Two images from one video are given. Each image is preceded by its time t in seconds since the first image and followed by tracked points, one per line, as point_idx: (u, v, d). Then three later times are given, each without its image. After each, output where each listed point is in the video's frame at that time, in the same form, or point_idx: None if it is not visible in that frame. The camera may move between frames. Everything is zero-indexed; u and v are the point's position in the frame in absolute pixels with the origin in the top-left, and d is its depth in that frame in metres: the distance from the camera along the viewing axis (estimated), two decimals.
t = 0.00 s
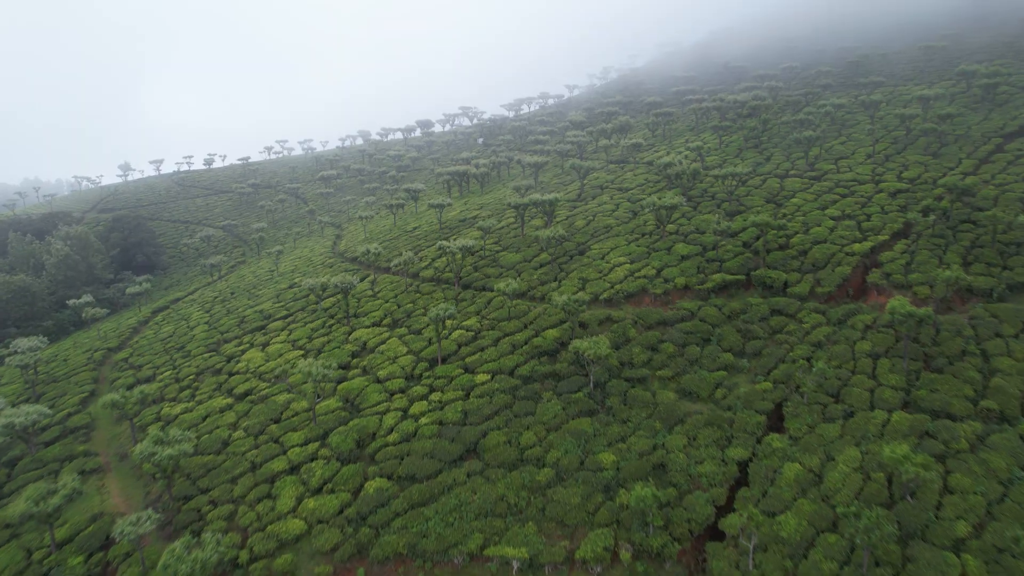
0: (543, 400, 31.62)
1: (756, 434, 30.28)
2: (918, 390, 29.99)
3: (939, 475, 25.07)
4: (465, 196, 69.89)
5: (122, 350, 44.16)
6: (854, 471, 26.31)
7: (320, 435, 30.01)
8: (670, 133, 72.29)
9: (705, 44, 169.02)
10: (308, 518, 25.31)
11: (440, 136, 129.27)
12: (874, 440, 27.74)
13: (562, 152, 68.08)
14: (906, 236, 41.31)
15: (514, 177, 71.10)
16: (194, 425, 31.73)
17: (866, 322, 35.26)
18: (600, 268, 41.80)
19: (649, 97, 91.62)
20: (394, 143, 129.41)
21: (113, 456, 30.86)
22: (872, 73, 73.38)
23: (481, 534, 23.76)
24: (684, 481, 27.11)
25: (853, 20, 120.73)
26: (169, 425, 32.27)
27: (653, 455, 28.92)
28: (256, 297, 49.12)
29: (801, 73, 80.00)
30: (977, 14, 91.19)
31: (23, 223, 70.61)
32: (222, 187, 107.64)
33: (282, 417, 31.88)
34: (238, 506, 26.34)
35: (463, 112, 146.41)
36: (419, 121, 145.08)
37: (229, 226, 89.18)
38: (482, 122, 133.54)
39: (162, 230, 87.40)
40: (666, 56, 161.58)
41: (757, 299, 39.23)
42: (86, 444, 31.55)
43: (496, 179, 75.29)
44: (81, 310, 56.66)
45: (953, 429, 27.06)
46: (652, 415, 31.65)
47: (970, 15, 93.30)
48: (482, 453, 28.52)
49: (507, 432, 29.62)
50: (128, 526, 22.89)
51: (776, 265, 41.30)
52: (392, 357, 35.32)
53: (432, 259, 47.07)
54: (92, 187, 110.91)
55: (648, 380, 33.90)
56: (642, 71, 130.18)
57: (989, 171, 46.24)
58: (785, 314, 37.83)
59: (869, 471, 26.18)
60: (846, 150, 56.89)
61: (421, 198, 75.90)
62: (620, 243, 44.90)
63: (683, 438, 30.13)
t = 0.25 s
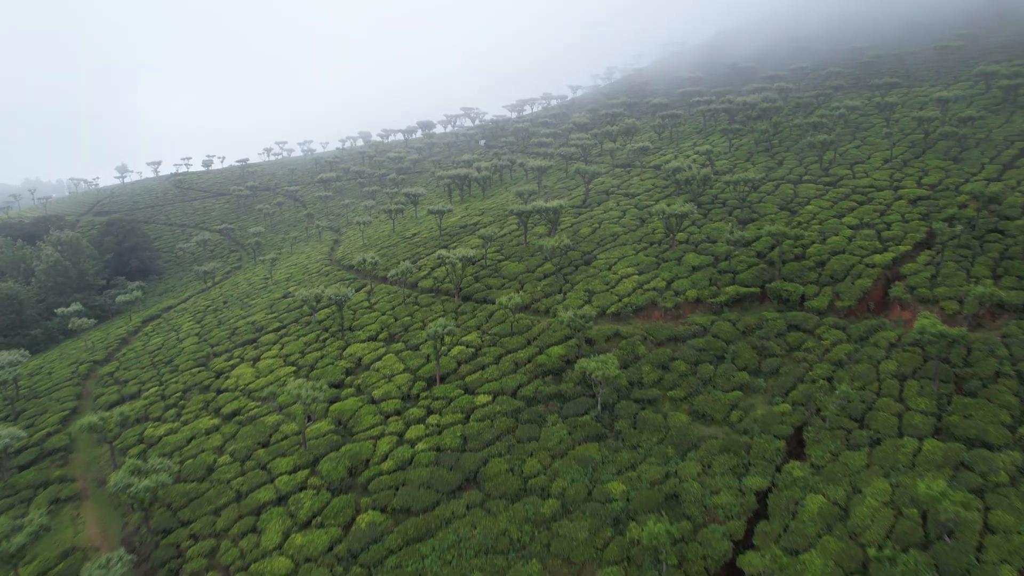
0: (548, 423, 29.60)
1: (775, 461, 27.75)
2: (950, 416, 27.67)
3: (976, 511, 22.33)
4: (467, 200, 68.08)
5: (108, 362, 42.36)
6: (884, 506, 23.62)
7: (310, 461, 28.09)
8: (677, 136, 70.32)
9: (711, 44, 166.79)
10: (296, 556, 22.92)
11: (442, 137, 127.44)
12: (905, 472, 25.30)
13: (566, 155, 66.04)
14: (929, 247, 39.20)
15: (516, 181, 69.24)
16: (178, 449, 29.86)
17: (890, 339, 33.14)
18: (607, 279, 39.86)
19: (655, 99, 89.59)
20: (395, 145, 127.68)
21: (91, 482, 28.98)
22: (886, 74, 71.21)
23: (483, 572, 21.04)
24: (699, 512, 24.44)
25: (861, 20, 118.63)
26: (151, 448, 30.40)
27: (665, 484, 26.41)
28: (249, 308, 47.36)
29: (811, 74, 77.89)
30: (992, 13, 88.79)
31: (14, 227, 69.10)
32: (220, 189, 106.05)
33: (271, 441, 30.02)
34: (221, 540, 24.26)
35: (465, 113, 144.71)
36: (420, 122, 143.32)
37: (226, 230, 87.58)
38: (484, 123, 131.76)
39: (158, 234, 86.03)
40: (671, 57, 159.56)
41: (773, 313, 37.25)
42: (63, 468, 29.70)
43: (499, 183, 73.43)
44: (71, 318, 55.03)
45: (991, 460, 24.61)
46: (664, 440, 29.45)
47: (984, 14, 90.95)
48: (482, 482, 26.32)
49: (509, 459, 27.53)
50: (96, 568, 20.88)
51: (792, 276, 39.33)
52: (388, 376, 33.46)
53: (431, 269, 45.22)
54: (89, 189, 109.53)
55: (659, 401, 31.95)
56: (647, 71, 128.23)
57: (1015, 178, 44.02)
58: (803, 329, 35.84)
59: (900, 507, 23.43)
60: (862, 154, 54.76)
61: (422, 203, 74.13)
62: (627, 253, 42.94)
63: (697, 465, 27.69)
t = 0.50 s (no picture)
0: (553, 450, 27.55)
1: (797, 493, 25.15)
2: (988, 445, 25.18)
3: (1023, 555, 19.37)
4: (468, 205, 66.27)
5: (92, 376, 40.55)
6: (919, 547, 20.81)
7: (298, 492, 26.16)
8: (684, 139, 68.34)
9: (717, 45, 164.53)
10: None
11: (443, 138, 125.59)
12: (942, 509, 22.69)
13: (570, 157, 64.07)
14: (955, 259, 37.04)
15: (519, 186, 67.40)
16: (159, 476, 27.98)
17: (917, 359, 30.95)
18: (614, 292, 37.92)
19: (661, 100, 87.54)
20: (396, 146, 125.90)
21: (65, 511, 27.08)
22: (900, 75, 68.99)
23: None
24: (717, 550, 21.76)
25: (871, 20, 116.44)
26: (131, 475, 28.51)
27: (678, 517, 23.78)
28: (241, 319, 45.59)
29: (823, 75, 75.72)
30: (1008, 11, 86.36)
31: (6, 232, 67.64)
32: (218, 191, 104.54)
33: (258, 468, 28.15)
34: None
35: (468, 114, 142.91)
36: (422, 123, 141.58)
37: (223, 234, 85.99)
38: (486, 124, 129.93)
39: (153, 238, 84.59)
40: (675, 57, 157.58)
41: (790, 330, 35.27)
42: (37, 497, 27.86)
43: (501, 186, 71.58)
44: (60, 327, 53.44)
45: None
46: (678, 468, 27.09)
47: (1000, 12, 88.57)
48: (483, 516, 23.90)
49: (511, 490, 25.30)
50: None
51: (810, 290, 37.35)
52: (383, 396, 31.60)
53: (430, 279, 43.39)
54: (86, 191, 108.17)
55: (671, 425, 29.91)
56: (652, 72, 126.33)
57: None
58: (823, 347, 33.81)
59: (938, 549, 20.61)
60: (878, 159, 52.60)
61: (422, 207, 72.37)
62: (635, 263, 41.01)
63: (714, 496, 25.04)
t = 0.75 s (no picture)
0: (559, 481, 25.51)
1: (823, 529, 22.74)
2: None
3: None
4: (470, 210, 64.41)
5: (76, 392, 38.75)
6: None
7: (285, 527, 24.08)
8: (692, 142, 66.37)
9: (722, 45, 162.22)
10: None
11: (445, 140, 123.74)
12: (987, 554, 20.30)
13: (574, 160, 62.06)
14: (985, 272, 34.93)
15: (522, 190, 65.50)
16: (138, 507, 26.05)
17: (949, 382, 28.80)
18: (622, 306, 35.98)
19: (667, 102, 85.42)
20: (397, 147, 124.18)
21: (35, 545, 25.13)
22: (916, 76, 66.83)
23: None
24: None
25: (880, 20, 114.20)
26: (108, 505, 26.57)
27: (695, 557, 21.36)
28: (232, 331, 43.79)
29: (835, 76, 73.58)
30: None
31: None
32: (216, 194, 103.00)
33: (243, 498, 26.24)
34: None
35: (470, 115, 141.06)
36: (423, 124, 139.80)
37: (220, 238, 84.43)
38: (488, 125, 128.11)
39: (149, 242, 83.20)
40: (680, 57, 155.58)
41: (810, 348, 33.25)
42: (6, 529, 25.96)
43: (503, 191, 69.67)
44: (46, 337, 51.65)
45: None
46: (692, 501, 24.81)
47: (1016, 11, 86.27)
48: (483, 556, 21.67)
49: (514, 525, 23.04)
50: None
51: (830, 304, 35.28)
52: (379, 420, 29.76)
53: (430, 291, 41.54)
54: (83, 193, 106.73)
55: (685, 452, 27.81)
56: (657, 73, 124.34)
57: None
58: (845, 366, 31.71)
59: None
60: (896, 163, 50.46)
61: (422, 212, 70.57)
62: (644, 275, 39.03)
63: (733, 533, 22.69)
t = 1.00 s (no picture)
0: (565, 517, 23.22)
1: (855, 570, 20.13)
2: None
3: None
4: (472, 216, 62.47)
5: (58, 410, 36.98)
6: None
7: (268, 568, 21.87)
8: (701, 146, 64.28)
9: (728, 45, 159.87)
10: None
11: (447, 142, 121.91)
12: None
13: (579, 164, 60.07)
14: (1019, 287, 32.67)
15: (525, 196, 63.58)
16: (112, 543, 24.13)
17: (986, 409, 26.51)
18: (632, 321, 34.02)
19: (674, 104, 83.33)
20: (398, 149, 122.42)
21: None
22: (933, 77, 64.55)
23: None
24: None
25: (892, 19, 111.79)
26: (81, 539, 24.63)
27: None
28: (223, 344, 41.99)
29: (848, 77, 71.34)
30: None
31: None
32: (215, 197, 101.47)
33: (226, 533, 24.21)
34: None
35: (472, 116, 139.24)
36: (425, 126, 138.05)
37: (216, 243, 82.88)
38: (491, 127, 126.23)
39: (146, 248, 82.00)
40: (686, 58, 153.47)
41: (832, 368, 31.10)
42: None
43: (506, 196, 67.76)
44: (33, 348, 49.92)
45: None
46: (710, 539, 22.29)
47: None
48: None
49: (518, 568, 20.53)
50: None
51: (852, 320, 33.16)
52: (374, 446, 27.93)
53: (429, 303, 39.71)
54: (80, 196, 105.34)
55: (701, 484, 25.56)
56: (663, 74, 122.27)
57: None
58: (871, 389, 29.51)
59: None
60: (917, 169, 48.24)
61: (423, 218, 68.74)
62: (654, 288, 37.02)
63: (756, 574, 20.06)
